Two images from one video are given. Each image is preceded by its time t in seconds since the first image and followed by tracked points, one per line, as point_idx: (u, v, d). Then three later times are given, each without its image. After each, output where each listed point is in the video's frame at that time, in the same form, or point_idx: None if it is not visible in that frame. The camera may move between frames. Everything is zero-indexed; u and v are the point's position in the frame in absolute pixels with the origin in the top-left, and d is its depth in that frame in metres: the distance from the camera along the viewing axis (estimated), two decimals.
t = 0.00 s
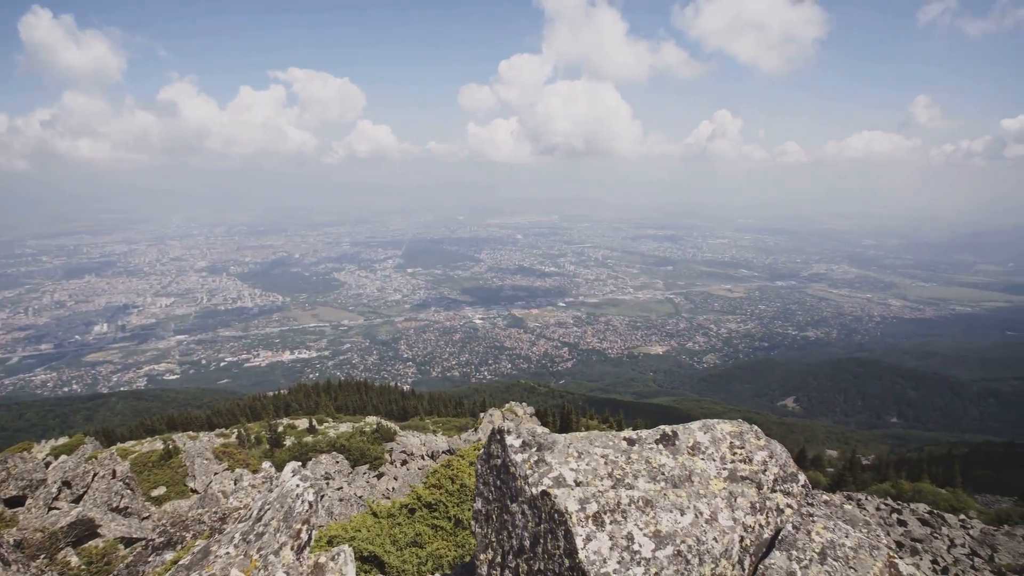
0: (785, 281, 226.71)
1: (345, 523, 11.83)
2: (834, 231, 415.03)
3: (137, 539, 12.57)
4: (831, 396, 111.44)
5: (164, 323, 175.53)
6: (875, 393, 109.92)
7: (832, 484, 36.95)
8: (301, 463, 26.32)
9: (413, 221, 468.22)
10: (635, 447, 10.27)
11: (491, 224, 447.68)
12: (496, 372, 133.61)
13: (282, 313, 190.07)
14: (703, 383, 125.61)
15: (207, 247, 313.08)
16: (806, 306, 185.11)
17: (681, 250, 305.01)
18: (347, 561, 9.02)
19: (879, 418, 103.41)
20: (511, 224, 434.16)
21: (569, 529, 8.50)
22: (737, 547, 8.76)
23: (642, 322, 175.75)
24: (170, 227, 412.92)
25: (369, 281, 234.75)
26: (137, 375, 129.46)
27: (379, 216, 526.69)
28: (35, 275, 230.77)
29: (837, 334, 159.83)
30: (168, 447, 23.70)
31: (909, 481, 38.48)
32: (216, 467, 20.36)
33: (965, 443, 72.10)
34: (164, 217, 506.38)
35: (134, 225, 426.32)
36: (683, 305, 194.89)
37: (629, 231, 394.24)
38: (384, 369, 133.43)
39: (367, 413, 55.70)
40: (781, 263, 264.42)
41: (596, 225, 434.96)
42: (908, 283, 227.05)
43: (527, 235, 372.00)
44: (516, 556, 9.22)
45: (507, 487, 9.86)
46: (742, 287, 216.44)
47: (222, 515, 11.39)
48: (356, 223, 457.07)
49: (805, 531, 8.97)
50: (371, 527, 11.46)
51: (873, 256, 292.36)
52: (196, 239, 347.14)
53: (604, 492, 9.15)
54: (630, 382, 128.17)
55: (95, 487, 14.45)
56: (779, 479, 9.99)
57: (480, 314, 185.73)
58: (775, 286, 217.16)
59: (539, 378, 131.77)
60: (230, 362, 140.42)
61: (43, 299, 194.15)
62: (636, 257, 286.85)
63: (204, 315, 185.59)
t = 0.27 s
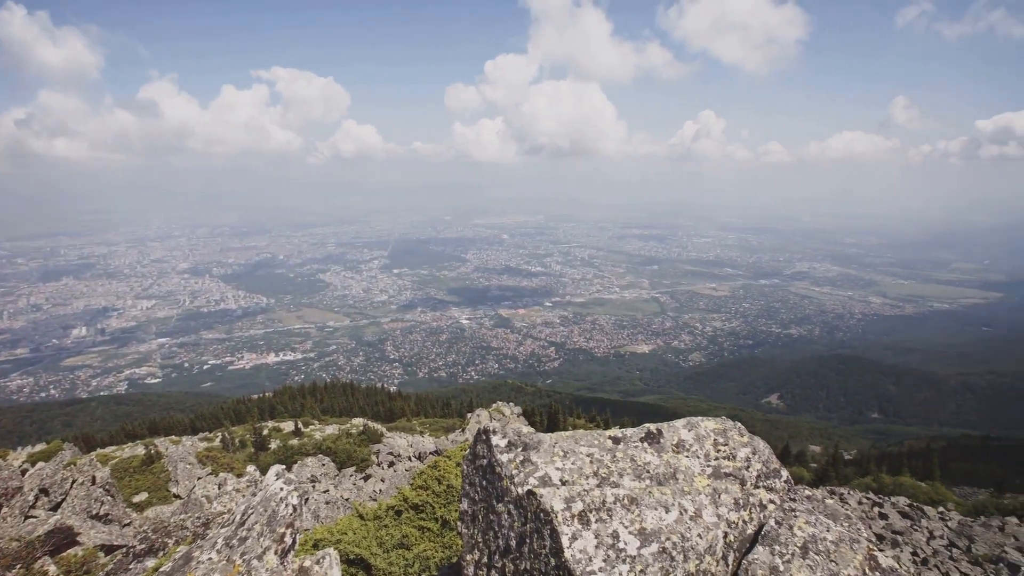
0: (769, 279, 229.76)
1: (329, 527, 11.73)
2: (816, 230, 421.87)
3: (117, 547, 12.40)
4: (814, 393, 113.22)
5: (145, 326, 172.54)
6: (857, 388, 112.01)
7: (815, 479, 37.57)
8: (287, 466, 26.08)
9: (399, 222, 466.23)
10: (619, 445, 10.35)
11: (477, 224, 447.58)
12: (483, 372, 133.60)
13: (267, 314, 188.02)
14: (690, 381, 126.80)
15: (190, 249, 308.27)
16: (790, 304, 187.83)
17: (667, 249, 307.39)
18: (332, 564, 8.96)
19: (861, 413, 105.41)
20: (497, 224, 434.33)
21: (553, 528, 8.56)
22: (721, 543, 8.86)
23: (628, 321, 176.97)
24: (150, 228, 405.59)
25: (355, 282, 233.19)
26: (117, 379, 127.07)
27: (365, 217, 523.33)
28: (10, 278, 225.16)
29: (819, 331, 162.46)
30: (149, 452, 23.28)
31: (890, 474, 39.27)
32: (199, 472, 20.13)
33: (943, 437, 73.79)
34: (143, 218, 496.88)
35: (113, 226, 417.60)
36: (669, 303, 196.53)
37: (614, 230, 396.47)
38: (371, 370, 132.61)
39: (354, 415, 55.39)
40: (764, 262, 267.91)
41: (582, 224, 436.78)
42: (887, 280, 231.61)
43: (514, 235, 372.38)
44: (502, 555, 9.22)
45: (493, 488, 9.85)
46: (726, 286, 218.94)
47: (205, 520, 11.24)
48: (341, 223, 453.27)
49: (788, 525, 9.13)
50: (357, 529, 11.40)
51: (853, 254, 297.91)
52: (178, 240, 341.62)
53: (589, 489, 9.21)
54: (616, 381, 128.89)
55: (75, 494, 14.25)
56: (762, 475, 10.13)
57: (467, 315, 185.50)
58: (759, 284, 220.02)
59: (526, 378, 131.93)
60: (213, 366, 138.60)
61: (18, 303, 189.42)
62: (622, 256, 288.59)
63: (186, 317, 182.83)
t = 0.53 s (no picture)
0: (753, 278, 232.67)
1: (315, 530, 11.64)
2: (799, 229, 428.09)
3: (97, 554, 12.16)
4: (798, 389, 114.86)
5: (126, 329, 169.39)
6: (839, 385, 113.93)
7: (798, 475, 38.13)
8: (272, 469, 25.84)
9: (385, 222, 463.81)
10: (604, 444, 10.41)
11: (464, 224, 446.90)
12: (471, 373, 133.38)
13: (251, 316, 185.79)
14: (676, 379, 127.84)
15: (172, 250, 303.18)
16: (773, 302, 190.40)
17: (653, 249, 309.62)
18: (317, 566, 8.86)
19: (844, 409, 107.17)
20: (484, 224, 434.19)
21: (540, 528, 8.58)
22: (705, 539, 8.96)
23: (615, 320, 177.97)
24: (130, 230, 398.13)
25: (340, 283, 231.45)
26: (96, 384, 124.59)
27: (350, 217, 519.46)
28: None
29: (802, 329, 164.96)
30: (131, 457, 22.88)
31: (871, 469, 40.01)
32: (183, 476, 19.90)
33: (921, 431, 75.34)
34: (122, 219, 487.11)
35: (90, 228, 408.52)
36: (655, 302, 197.98)
37: (601, 230, 398.35)
38: (357, 372, 131.63)
39: (340, 417, 55.04)
40: (749, 261, 271.10)
41: (569, 224, 438.22)
42: (868, 278, 235.86)
43: (500, 235, 372.43)
44: (489, 556, 9.22)
45: (479, 488, 9.86)
46: (712, 284, 221.19)
47: (188, 526, 11.07)
48: (326, 224, 449.10)
49: (771, 521, 9.28)
50: (343, 532, 11.33)
51: (835, 252, 303.01)
52: (159, 242, 335.95)
53: (575, 488, 9.24)
54: (603, 380, 129.47)
55: (52, 502, 13.94)
56: (745, 472, 10.26)
57: (454, 315, 185.11)
58: (743, 283, 222.61)
59: (513, 378, 131.93)
60: (196, 369, 136.55)
61: None
62: (608, 256, 290.12)
63: (169, 320, 179.92)
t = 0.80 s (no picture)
0: (739, 277, 235.26)
1: (303, 532, 11.56)
2: (784, 228, 433.66)
3: (80, 561, 11.96)
4: (784, 386, 116.31)
5: (109, 332, 166.79)
6: (824, 382, 115.62)
7: (784, 471, 38.61)
8: (260, 471, 25.61)
9: (373, 223, 461.60)
10: (592, 443, 10.46)
11: (452, 224, 446.35)
12: (459, 373, 133.30)
13: (237, 318, 183.92)
14: (665, 378, 128.77)
15: (156, 252, 298.90)
16: (760, 301, 192.59)
17: (640, 248, 311.57)
18: (304, 569, 8.85)
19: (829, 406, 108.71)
20: (472, 225, 434.14)
21: (528, 527, 8.59)
22: (692, 537, 9.02)
23: (603, 319, 178.88)
24: (112, 231, 391.74)
25: (328, 284, 229.99)
26: (79, 388, 122.48)
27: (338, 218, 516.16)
28: None
29: (788, 327, 167.12)
30: (114, 462, 22.58)
31: (856, 464, 40.63)
32: (168, 480, 19.72)
33: (904, 426, 76.70)
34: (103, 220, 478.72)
35: (70, 229, 401.01)
36: (643, 301, 199.25)
37: (589, 230, 400.05)
38: (346, 373, 130.82)
39: (328, 419, 54.75)
40: (735, 260, 273.88)
41: (557, 224, 439.62)
42: (852, 276, 239.48)
43: (489, 235, 372.49)
44: (477, 557, 9.23)
45: (467, 488, 9.87)
46: (699, 284, 223.17)
47: (172, 531, 10.95)
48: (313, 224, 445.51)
49: (757, 518, 9.40)
50: (331, 535, 11.23)
51: (819, 251, 307.34)
52: (143, 243, 331.21)
53: (562, 488, 9.27)
54: (592, 379, 130.03)
55: (33, 509, 13.70)
56: (732, 469, 10.35)
57: (442, 315, 184.81)
58: (730, 281, 224.84)
59: (502, 378, 132.04)
60: (182, 372, 134.85)
61: None
62: (596, 255, 291.49)
63: (153, 322, 177.46)
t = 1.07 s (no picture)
0: (723, 275, 237.85)
1: (288, 536, 11.48)
2: (766, 227, 439.84)
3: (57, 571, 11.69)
4: (768, 383, 117.85)
5: (87, 336, 163.40)
6: (807, 378, 117.43)
7: (768, 467, 39.09)
8: (244, 475, 25.32)
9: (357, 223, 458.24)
10: (577, 442, 10.52)
11: (438, 224, 445.09)
12: (446, 374, 132.96)
13: (220, 320, 181.41)
14: (651, 376, 129.72)
15: (135, 253, 293.30)
16: (743, 299, 195.04)
17: (626, 248, 313.41)
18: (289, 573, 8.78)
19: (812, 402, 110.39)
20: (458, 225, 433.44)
21: (513, 527, 8.61)
22: (677, 534, 9.09)
23: (589, 319, 179.70)
24: (90, 232, 383.18)
25: (312, 285, 227.91)
26: (56, 393, 119.75)
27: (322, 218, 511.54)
28: None
29: (772, 325, 169.51)
30: (94, 468, 22.15)
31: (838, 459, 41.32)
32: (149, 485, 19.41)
33: (883, 421, 78.21)
34: (79, 221, 467.95)
35: (45, 231, 391.19)
36: (628, 300, 200.55)
37: (575, 229, 401.51)
38: (331, 374, 129.65)
39: (314, 421, 54.32)
40: (719, 259, 276.92)
41: (543, 224, 440.71)
42: (833, 274, 243.67)
43: (475, 235, 372.10)
44: (463, 558, 9.23)
45: (452, 489, 9.87)
46: (683, 282, 225.25)
47: (153, 537, 10.80)
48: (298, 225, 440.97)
49: (740, 515, 9.54)
50: (317, 539, 11.16)
51: (801, 249, 312.19)
52: (122, 245, 324.79)
53: (547, 487, 9.31)
54: (578, 379, 130.49)
55: (7, 518, 13.37)
56: (715, 466, 10.49)
57: (428, 316, 184.17)
58: (714, 280, 227.25)
59: (488, 378, 132.05)
60: (163, 375, 132.58)
61: None
62: (582, 255, 292.74)
63: (133, 326, 174.22)
